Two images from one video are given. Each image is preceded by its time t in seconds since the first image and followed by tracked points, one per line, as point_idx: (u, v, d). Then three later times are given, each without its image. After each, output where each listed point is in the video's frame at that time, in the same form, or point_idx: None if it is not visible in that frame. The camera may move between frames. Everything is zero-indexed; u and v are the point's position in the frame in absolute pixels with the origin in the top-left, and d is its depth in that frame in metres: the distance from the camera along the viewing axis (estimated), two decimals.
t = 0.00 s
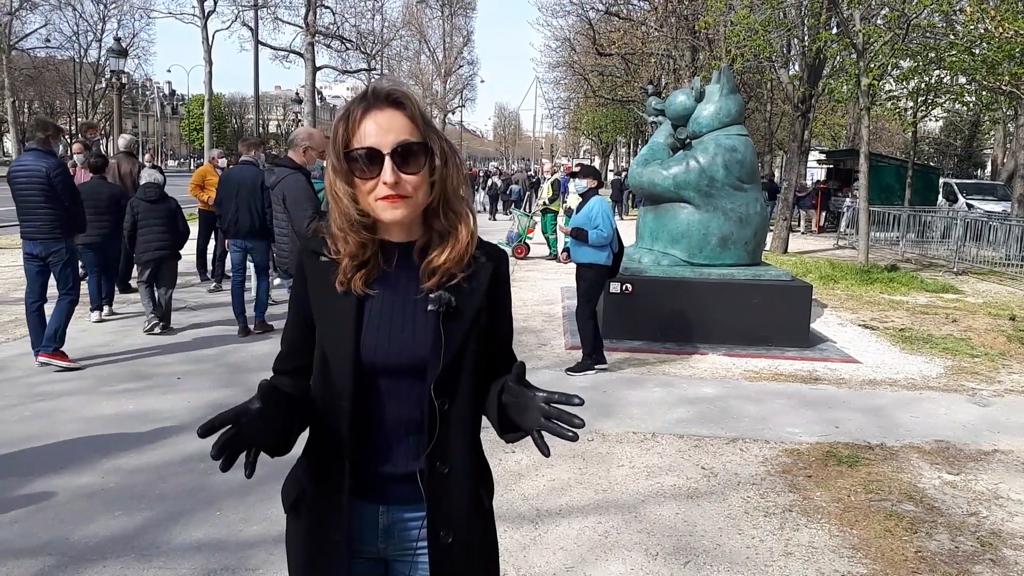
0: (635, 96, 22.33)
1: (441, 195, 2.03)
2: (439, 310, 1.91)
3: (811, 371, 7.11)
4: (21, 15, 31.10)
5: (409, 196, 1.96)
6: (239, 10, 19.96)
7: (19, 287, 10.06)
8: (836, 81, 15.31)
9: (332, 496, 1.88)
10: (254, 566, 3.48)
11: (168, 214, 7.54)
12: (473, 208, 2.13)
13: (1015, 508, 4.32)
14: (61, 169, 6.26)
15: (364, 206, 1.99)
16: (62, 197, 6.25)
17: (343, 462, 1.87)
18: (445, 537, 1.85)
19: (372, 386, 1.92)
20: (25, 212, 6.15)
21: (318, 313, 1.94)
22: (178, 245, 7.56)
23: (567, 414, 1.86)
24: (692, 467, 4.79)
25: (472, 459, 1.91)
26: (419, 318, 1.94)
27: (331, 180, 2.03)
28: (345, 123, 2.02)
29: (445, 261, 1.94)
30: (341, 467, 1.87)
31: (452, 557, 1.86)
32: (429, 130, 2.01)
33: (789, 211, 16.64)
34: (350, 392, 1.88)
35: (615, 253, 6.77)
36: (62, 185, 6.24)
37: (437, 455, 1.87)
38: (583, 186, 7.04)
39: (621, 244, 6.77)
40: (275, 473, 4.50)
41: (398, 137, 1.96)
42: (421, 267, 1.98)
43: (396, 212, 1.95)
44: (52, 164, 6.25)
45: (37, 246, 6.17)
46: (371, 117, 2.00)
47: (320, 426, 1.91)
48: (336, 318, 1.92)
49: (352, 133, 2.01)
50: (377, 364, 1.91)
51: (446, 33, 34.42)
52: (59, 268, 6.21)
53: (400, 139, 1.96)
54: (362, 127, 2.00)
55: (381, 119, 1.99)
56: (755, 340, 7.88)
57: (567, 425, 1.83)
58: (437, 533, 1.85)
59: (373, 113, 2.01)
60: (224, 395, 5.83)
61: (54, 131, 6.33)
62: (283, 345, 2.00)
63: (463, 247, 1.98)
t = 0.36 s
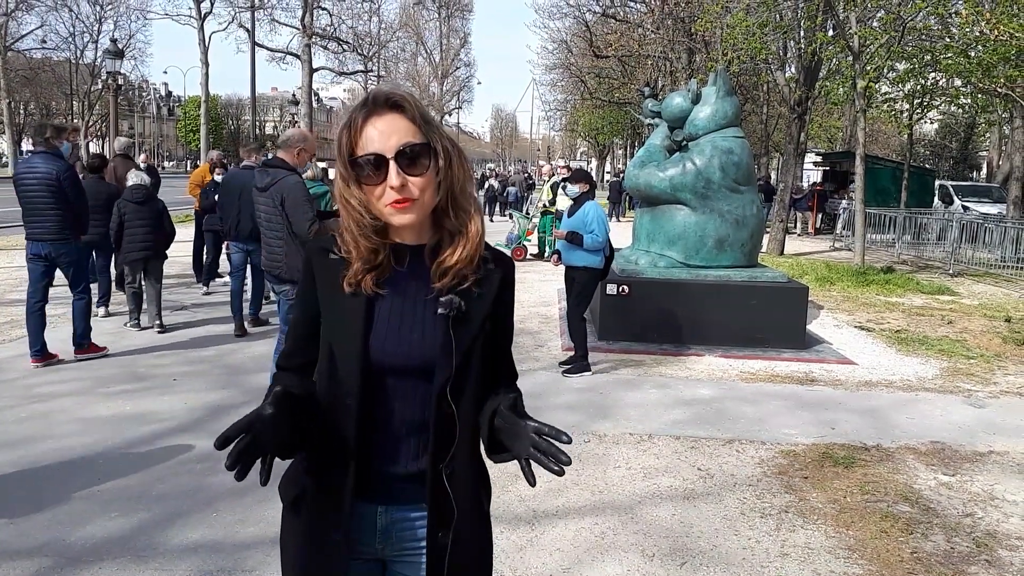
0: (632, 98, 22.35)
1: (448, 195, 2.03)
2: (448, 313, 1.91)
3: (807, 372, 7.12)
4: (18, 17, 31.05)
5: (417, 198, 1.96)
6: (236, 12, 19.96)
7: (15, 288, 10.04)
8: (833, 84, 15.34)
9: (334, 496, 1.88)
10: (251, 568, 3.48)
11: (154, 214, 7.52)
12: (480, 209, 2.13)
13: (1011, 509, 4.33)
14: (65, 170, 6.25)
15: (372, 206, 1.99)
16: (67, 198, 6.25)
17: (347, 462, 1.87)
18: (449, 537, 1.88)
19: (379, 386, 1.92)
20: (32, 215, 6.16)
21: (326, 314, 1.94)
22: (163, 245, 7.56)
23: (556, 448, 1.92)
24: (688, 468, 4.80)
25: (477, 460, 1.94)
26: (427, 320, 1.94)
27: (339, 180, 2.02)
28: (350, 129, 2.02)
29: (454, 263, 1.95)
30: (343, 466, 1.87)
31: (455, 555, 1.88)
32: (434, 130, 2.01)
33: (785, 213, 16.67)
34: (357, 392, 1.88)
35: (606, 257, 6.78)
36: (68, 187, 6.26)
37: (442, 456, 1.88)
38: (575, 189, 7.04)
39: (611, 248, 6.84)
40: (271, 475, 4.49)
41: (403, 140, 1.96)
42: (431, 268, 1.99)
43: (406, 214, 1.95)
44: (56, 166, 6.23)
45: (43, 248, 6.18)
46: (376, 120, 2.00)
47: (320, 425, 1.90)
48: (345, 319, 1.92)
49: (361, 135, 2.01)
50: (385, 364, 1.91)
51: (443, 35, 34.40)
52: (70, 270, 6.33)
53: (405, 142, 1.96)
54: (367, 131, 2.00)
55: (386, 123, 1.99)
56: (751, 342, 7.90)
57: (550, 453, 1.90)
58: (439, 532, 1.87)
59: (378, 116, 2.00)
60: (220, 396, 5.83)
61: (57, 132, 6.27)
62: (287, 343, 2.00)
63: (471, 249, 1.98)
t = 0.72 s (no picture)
0: (632, 101, 22.37)
1: (452, 199, 2.03)
2: (447, 316, 1.91)
3: (807, 376, 7.12)
4: (19, 19, 31.05)
5: (420, 200, 1.96)
6: (237, 14, 19.98)
7: (15, 291, 10.03)
8: (833, 87, 15.35)
9: (336, 498, 1.88)
10: (250, 571, 3.48)
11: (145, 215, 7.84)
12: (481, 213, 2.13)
13: (1011, 513, 4.33)
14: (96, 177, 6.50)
15: (377, 208, 1.99)
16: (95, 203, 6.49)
17: (348, 464, 1.87)
18: (451, 536, 1.87)
19: (380, 388, 1.92)
20: (62, 218, 6.39)
21: (328, 314, 1.94)
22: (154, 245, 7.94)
23: (536, 464, 1.84)
24: (688, 472, 4.79)
25: (479, 463, 1.92)
26: (428, 323, 1.94)
27: (346, 181, 2.02)
28: (363, 126, 2.02)
29: (453, 266, 1.95)
30: (345, 468, 1.87)
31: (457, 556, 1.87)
32: (443, 134, 2.02)
33: (785, 216, 16.68)
34: (358, 394, 1.88)
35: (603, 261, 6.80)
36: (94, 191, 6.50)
37: (442, 457, 1.88)
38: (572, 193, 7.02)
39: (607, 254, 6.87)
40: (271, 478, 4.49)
41: (412, 141, 1.97)
42: (430, 271, 1.99)
43: (409, 215, 1.95)
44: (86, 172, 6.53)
45: (72, 250, 6.43)
46: (387, 119, 2.00)
47: (323, 428, 1.91)
48: (346, 321, 1.92)
49: (368, 136, 2.02)
50: (386, 366, 1.91)
51: (444, 39, 34.46)
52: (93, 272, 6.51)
53: (414, 143, 1.97)
54: (378, 129, 2.00)
55: (398, 122, 1.99)
56: (751, 345, 7.90)
57: (538, 457, 1.84)
58: (442, 531, 1.86)
59: (390, 115, 2.01)
60: (220, 399, 5.82)
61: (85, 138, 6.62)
62: (289, 347, 2.01)
63: (471, 252, 1.98)
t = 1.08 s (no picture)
0: (634, 97, 22.34)
1: (458, 196, 2.05)
2: (456, 311, 1.92)
3: (809, 373, 7.12)
4: (21, 16, 31.04)
5: (428, 195, 1.97)
6: (238, 11, 19.99)
7: (17, 288, 10.06)
8: (835, 84, 15.32)
9: (344, 493, 1.86)
10: (252, 567, 3.49)
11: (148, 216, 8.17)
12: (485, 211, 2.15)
13: (1012, 510, 4.33)
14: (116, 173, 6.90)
15: (384, 202, 1.99)
16: (110, 196, 6.84)
17: (357, 457, 1.86)
18: (461, 531, 1.89)
19: (389, 383, 1.92)
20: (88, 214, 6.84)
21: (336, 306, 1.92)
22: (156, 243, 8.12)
23: (547, 472, 1.94)
24: (689, 468, 4.80)
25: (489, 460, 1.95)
26: (437, 318, 1.95)
27: (352, 177, 2.02)
28: (368, 125, 2.03)
29: (462, 261, 1.96)
30: (355, 461, 1.86)
31: (466, 548, 1.90)
32: (449, 130, 2.03)
33: (787, 213, 16.66)
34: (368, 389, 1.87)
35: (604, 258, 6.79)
36: (109, 185, 6.84)
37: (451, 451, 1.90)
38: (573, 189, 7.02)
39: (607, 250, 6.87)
40: (274, 474, 4.50)
41: (420, 138, 1.98)
42: (438, 266, 1.99)
43: (418, 211, 1.96)
44: (105, 168, 6.90)
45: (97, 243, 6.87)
46: (393, 117, 2.01)
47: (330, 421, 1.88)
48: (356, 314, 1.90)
49: (373, 133, 2.03)
50: (396, 361, 1.91)
51: (445, 35, 34.43)
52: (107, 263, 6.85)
53: (421, 140, 1.98)
54: (384, 127, 2.01)
55: (405, 120, 2.00)
56: (753, 342, 7.90)
57: (553, 467, 1.95)
58: (451, 525, 1.89)
59: (395, 113, 2.02)
60: (222, 396, 5.84)
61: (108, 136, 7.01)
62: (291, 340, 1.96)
63: (479, 248, 1.99)
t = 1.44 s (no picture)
0: (635, 97, 22.34)
1: (466, 199, 2.05)
2: (462, 315, 1.92)
3: (811, 372, 7.12)
4: (21, 16, 31.03)
5: (436, 198, 1.97)
6: (239, 11, 19.99)
7: (18, 288, 10.05)
8: (836, 83, 15.30)
9: (348, 494, 1.86)
10: (255, 567, 3.49)
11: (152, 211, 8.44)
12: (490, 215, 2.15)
13: (1015, 509, 4.33)
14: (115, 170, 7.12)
15: (391, 205, 1.98)
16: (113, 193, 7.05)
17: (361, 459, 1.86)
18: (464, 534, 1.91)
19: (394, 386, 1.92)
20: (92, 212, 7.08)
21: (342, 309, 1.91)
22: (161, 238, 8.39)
23: (554, 490, 1.91)
24: (691, 467, 4.80)
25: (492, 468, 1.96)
26: (443, 322, 1.95)
27: (361, 179, 2.01)
28: (375, 128, 2.03)
29: (469, 266, 1.96)
30: (360, 464, 1.86)
31: (468, 550, 1.91)
32: (454, 133, 2.03)
33: (788, 212, 16.65)
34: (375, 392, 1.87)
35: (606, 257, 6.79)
36: (112, 181, 7.07)
37: (456, 454, 1.91)
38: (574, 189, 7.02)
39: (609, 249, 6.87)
40: (275, 474, 4.50)
41: (427, 141, 1.98)
42: (444, 270, 1.99)
43: (426, 213, 1.96)
44: (110, 166, 7.17)
45: (101, 241, 7.02)
46: (400, 120, 2.01)
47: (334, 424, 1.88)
48: (363, 316, 1.89)
49: (381, 136, 2.02)
50: (401, 364, 1.91)
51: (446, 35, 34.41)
52: (110, 260, 6.95)
53: (428, 144, 1.97)
54: (392, 130, 2.00)
55: (412, 123, 1.99)
56: (754, 341, 7.90)
57: (558, 484, 1.92)
58: (452, 526, 1.90)
59: (402, 116, 2.01)
60: (222, 396, 5.84)
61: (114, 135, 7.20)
62: (294, 340, 1.95)
63: (485, 252, 2.00)
